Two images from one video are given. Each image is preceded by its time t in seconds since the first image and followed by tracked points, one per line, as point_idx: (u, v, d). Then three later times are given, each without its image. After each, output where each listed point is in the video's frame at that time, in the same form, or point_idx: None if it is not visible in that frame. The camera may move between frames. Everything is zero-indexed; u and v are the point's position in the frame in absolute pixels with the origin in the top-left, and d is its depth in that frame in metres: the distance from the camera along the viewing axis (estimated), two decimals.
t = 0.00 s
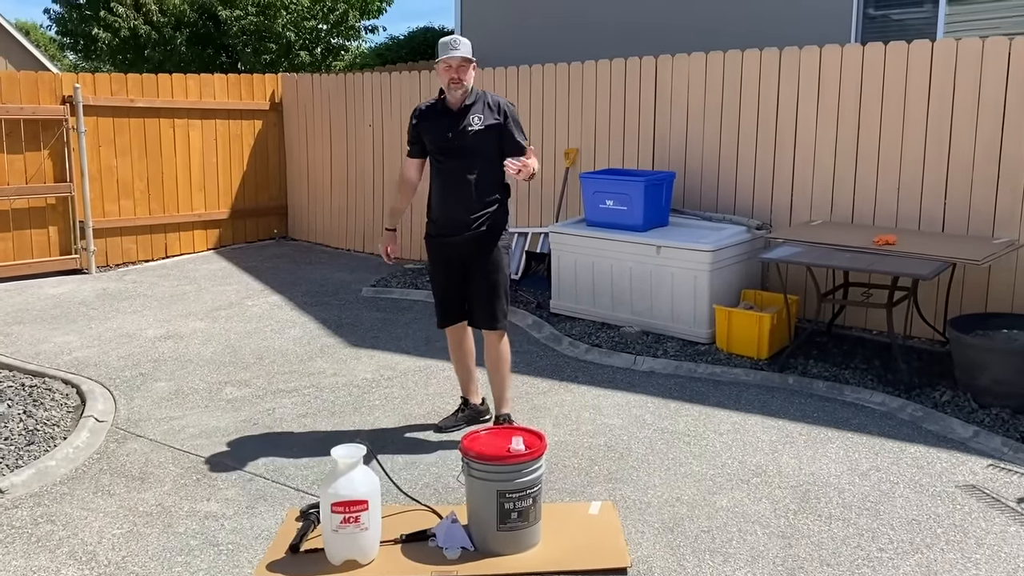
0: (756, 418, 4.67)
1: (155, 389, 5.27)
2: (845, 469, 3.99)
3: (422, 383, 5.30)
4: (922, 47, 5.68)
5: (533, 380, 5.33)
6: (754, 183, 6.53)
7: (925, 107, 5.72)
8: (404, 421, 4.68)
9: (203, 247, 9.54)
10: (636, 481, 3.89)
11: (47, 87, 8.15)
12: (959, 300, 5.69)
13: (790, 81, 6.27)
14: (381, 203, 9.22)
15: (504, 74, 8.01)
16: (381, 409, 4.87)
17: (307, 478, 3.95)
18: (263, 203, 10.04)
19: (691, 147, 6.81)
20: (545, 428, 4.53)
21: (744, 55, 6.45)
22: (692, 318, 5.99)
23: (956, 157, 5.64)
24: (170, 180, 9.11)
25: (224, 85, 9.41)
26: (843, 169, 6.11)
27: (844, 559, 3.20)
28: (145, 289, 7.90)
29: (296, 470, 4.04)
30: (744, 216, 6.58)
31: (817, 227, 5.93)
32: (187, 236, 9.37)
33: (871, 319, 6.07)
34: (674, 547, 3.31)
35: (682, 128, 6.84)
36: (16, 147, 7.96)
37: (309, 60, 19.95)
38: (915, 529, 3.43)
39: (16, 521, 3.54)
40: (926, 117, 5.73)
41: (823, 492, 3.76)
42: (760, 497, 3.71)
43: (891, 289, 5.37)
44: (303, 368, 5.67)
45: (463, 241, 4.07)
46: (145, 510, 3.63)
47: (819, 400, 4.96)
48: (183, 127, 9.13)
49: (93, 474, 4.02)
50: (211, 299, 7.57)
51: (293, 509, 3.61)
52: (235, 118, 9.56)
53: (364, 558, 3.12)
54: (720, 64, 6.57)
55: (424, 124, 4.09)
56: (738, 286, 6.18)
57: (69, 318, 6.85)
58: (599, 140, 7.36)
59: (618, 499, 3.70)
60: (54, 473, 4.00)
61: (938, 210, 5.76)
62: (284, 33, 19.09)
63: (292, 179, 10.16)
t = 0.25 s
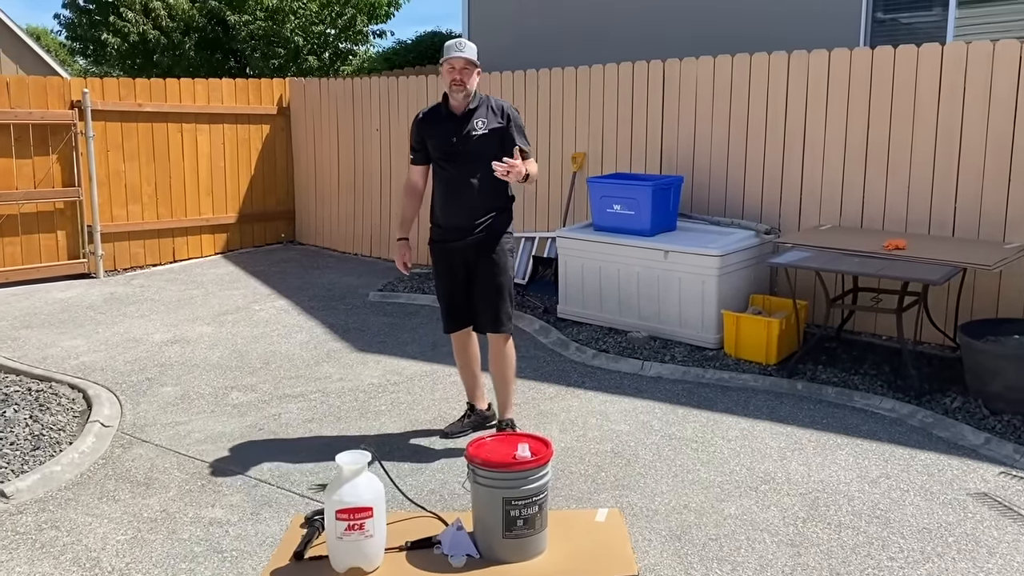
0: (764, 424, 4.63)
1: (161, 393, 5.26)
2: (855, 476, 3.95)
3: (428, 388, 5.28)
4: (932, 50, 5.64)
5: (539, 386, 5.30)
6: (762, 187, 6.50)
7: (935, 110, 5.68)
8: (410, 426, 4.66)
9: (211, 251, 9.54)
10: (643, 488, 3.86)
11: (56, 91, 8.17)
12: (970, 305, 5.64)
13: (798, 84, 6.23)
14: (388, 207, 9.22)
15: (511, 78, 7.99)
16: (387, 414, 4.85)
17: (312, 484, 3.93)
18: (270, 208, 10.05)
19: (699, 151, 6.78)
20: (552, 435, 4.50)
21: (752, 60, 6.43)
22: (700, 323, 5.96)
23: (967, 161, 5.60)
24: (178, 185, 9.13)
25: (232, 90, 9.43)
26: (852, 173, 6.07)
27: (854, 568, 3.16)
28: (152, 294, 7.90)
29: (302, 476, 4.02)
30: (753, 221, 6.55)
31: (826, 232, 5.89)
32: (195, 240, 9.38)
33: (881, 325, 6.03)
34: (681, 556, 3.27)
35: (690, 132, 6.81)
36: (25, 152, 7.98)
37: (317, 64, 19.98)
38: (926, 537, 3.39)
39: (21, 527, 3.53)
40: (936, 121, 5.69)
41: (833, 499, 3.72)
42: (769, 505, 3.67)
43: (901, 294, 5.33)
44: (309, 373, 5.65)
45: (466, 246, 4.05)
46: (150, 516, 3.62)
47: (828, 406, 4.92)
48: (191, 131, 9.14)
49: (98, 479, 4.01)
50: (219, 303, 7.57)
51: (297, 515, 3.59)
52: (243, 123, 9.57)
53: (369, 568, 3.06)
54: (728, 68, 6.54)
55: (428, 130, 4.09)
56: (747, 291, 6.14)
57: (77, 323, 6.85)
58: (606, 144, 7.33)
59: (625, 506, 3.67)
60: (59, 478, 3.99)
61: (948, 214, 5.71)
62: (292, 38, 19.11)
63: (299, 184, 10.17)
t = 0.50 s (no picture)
0: (773, 428, 4.60)
1: (170, 396, 5.27)
2: (865, 481, 3.92)
3: (436, 391, 5.28)
4: (943, 51, 5.60)
5: (547, 389, 5.29)
6: (772, 189, 6.47)
7: (946, 112, 5.64)
8: (417, 429, 4.65)
9: (221, 253, 9.57)
10: (651, 492, 3.84)
11: (68, 95, 8.21)
12: (982, 308, 5.59)
13: (808, 85, 6.20)
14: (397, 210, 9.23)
15: (520, 80, 7.99)
16: (395, 416, 4.85)
17: (318, 487, 3.93)
18: (280, 210, 10.08)
19: (708, 153, 6.76)
20: (559, 438, 4.49)
21: (762, 61, 6.40)
22: (710, 325, 5.93)
23: (979, 162, 5.56)
24: (188, 187, 9.16)
25: (242, 92, 9.46)
26: (862, 175, 6.03)
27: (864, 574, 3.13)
28: (162, 296, 7.93)
29: (309, 478, 4.02)
30: (762, 223, 6.51)
31: (836, 234, 5.86)
32: (205, 243, 9.41)
33: (892, 327, 5.99)
34: (689, 560, 3.25)
35: (699, 134, 6.78)
36: (37, 155, 8.02)
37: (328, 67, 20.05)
38: (937, 543, 3.35)
39: (29, 529, 3.54)
40: (947, 122, 5.65)
41: (843, 504, 3.69)
42: (778, 509, 3.64)
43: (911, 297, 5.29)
44: (318, 375, 5.66)
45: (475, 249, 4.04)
46: (157, 518, 3.62)
47: (839, 410, 4.88)
48: (201, 134, 9.17)
49: (106, 481, 4.02)
50: (228, 305, 7.59)
51: (304, 518, 3.59)
52: (253, 126, 9.60)
53: (374, 571, 3.04)
54: (738, 70, 6.52)
55: (439, 131, 4.06)
56: (756, 294, 6.11)
57: (87, 325, 6.88)
58: (615, 146, 7.32)
59: (632, 510, 3.65)
60: (68, 480, 4.00)
61: (960, 216, 5.67)
62: (303, 41, 19.20)
63: (309, 186, 10.19)
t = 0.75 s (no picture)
0: (780, 431, 4.59)
1: (179, 397, 5.30)
2: (871, 486, 3.90)
3: (443, 393, 5.28)
4: (954, 53, 5.57)
5: (554, 391, 5.29)
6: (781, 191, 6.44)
7: (956, 113, 5.60)
8: (423, 432, 4.66)
9: (233, 255, 9.62)
10: (655, 496, 3.83)
11: (80, 97, 8.27)
12: (993, 311, 5.55)
13: (818, 87, 6.17)
14: (407, 211, 9.24)
15: (528, 82, 7.99)
16: (402, 419, 4.86)
17: (324, 489, 3.94)
18: (291, 211, 10.12)
19: (717, 155, 6.74)
20: (564, 441, 4.49)
21: (772, 62, 6.37)
22: (718, 328, 5.91)
23: (990, 164, 5.52)
24: (200, 189, 9.21)
25: (254, 95, 9.50)
26: (872, 177, 5.99)
27: None
28: (173, 297, 7.98)
29: (314, 481, 4.03)
30: (771, 225, 6.49)
31: (845, 237, 5.83)
32: (217, 244, 9.46)
33: (901, 330, 5.95)
34: (692, 565, 3.24)
35: (708, 136, 6.77)
36: (50, 157, 8.08)
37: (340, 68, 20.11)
38: (943, 549, 3.33)
39: (36, 530, 3.57)
40: (957, 124, 5.61)
41: (848, 509, 3.67)
42: (783, 514, 3.63)
43: (920, 300, 5.26)
44: (326, 377, 5.68)
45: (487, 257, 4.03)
46: (163, 520, 3.65)
47: (846, 413, 4.86)
48: (213, 136, 9.22)
49: (113, 483, 4.05)
50: (238, 307, 7.63)
51: (308, 520, 3.61)
52: (264, 128, 9.64)
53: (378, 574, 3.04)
54: (747, 72, 6.50)
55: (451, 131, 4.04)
56: (765, 296, 6.08)
57: (98, 326, 6.93)
58: (624, 148, 7.30)
59: (636, 515, 3.64)
60: (76, 481, 4.03)
61: (970, 218, 5.63)
62: (315, 43, 19.30)
63: (320, 188, 10.24)
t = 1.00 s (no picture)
0: (789, 437, 4.55)
1: (187, 400, 5.32)
2: (879, 492, 3.86)
3: (450, 396, 5.28)
4: (967, 54, 5.51)
5: (561, 395, 5.27)
6: (792, 193, 6.40)
7: (969, 115, 5.55)
8: (429, 435, 4.66)
9: (244, 257, 9.66)
10: (660, 502, 3.81)
11: (93, 100, 8.32)
12: (1006, 315, 5.49)
13: (829, 89, 6.12)
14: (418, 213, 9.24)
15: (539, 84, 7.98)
16: (408, 422, 4.86)
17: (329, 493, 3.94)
18: (303, 213, 10.15)
19: (727, 157, 6.70)
20: (570, 446, 4.47)
21: (783, 64, 6.33)
22: (728, 331, 5.88)
23: (1003, 167, 5.46)
24: (211, 191, 9.25)
25: (265, 97, 9.53)
26: (884, 179, 5.94)
27: None
28: (184, 299, 8.01)
29: (319, 485, 4.04)
30: (782, 228, 6.45)
31: (857, 240, 5.78)
32: (228, 246, 9.50)
33: (913, 334, 5.90)
34: (696, 573, 3.22)
35: (719, 138, 6.73)
36: (63, 160, 8.14)
37: (352, 70, 20.16)
38: (951, 557, 3.29)
39: (42, 532, 3.59)
40: (970, 126, 5.55)
41: (856, 516, 3.64)
42: (789, 521, 3.60)
43: (932, 304, 5.20)
44: (334, 380, 5.68)
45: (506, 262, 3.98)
46: (167, 524, 3.66)
47: (856, 419, 4.82)
48: (225, 138, 9.26)
49: (120, 485, 4.07)
50: (249, 309, 7.65)
51: (313, 524, 3.61)
52: (276, 130, 9.67)
53: None
54: (758, 73, 6.46)
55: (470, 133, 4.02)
56: (776, 300, 6.04)
57: (109, 328, 6.97)
58: (634, 150, 7.28)
59: (641, 521, 3.63)
60: (83, 484, 4.05)
61: (983, 221, 5.58)
62: (328, 45, 19.38)
63: (331, 190, 10.26)
